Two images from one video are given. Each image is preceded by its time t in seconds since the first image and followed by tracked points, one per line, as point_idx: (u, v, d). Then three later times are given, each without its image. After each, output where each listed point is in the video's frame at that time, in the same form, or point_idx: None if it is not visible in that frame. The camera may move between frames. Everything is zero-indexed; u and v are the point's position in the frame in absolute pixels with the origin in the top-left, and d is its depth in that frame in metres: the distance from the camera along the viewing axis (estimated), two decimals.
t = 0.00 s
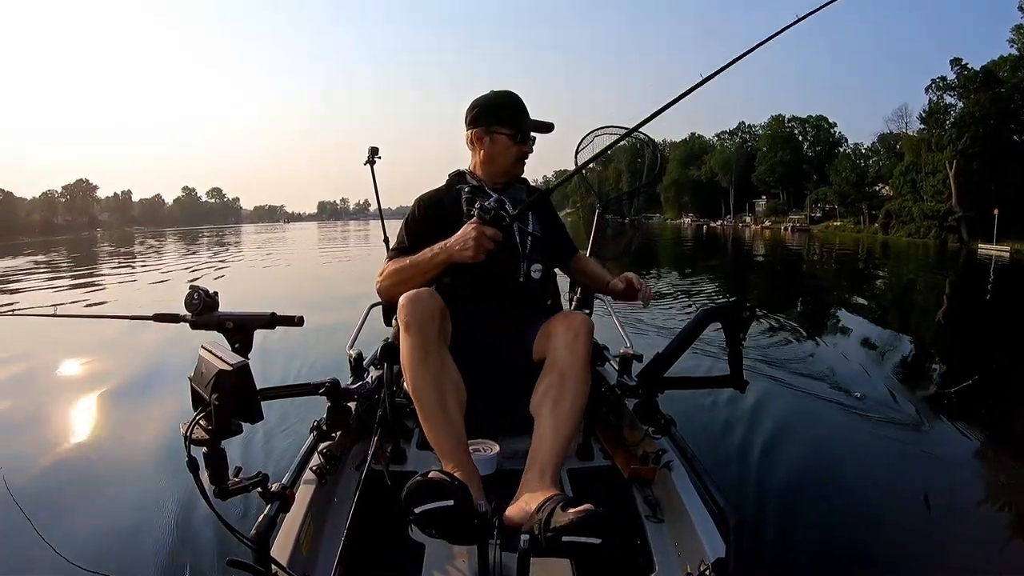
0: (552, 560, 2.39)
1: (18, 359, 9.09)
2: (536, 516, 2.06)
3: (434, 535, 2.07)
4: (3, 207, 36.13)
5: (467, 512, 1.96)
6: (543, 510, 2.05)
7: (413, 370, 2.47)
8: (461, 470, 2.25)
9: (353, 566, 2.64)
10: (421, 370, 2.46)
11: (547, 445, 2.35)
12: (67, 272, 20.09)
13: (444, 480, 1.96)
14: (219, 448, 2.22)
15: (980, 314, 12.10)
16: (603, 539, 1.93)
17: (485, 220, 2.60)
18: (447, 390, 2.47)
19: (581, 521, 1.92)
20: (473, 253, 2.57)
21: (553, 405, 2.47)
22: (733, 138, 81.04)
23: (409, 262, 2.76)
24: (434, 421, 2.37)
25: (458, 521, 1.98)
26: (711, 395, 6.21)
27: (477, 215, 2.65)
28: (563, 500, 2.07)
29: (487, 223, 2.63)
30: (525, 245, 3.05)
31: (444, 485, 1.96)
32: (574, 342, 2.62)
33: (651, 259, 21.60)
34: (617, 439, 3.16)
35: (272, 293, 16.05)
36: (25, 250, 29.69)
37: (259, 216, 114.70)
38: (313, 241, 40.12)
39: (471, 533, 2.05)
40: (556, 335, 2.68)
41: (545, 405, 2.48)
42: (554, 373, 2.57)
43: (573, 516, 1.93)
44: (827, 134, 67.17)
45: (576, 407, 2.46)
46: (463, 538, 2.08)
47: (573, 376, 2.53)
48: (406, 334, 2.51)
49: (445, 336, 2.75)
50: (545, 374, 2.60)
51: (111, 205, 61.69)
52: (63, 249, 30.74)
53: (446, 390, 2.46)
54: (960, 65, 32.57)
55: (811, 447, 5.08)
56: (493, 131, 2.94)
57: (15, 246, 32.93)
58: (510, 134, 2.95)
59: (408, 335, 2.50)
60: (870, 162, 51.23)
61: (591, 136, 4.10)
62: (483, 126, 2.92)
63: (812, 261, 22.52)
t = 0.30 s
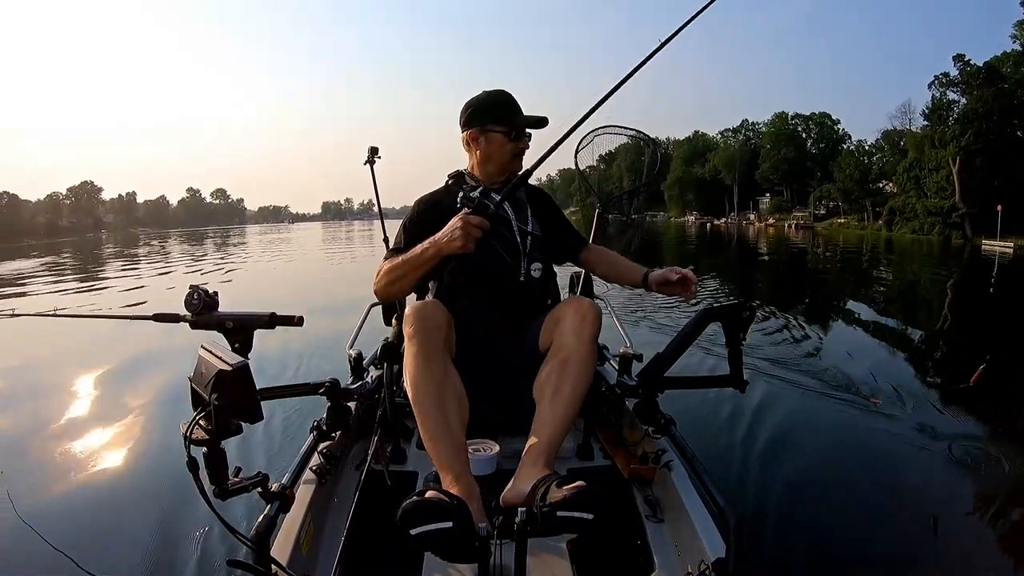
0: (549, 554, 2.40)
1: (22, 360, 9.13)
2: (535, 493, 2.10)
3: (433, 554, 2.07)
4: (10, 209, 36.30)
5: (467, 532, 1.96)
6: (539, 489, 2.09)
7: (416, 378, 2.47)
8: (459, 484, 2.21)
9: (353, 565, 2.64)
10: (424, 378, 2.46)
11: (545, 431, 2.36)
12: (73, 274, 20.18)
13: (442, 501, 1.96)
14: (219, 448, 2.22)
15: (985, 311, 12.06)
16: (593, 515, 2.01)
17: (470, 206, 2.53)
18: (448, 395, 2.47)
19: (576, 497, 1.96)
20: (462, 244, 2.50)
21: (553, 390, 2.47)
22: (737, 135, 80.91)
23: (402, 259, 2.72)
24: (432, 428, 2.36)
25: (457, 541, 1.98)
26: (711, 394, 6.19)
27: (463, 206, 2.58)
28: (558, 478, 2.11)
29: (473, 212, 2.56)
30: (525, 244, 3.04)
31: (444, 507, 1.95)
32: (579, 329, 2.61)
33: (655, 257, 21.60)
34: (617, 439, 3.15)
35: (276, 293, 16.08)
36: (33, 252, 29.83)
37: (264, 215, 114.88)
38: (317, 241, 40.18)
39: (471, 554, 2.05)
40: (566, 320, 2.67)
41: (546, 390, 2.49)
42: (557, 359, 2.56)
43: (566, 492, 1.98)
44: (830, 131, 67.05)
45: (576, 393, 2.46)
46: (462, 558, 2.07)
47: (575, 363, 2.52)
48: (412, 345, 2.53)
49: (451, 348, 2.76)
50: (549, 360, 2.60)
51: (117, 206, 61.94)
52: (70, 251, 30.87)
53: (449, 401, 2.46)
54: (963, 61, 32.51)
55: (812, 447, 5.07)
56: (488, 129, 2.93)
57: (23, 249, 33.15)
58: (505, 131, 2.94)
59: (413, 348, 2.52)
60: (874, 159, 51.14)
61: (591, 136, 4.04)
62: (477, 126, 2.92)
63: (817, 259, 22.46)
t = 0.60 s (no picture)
0: (550, 560, 2.39)
1: (27, 361, 9.17)
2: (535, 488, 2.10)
3: (433, 562, 2.07)
4: (16, 212, 36.45)
5: (468, 541, 1.96)
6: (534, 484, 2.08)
7: (414, 380, 2.48)
8: (456, 490, 2.21)
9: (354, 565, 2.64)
10: (421, 381, 2.46)
11: (544, 433, 2.36)
12: (78, 276, 20.23)
13: (441, 509, 1.96)
14: (220, 448, 2.22)
15: (989, 309, 12.00)
16: (592, 510, 2.00)
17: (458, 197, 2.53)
18: (445, 396, 2.47)
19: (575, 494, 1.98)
20: (454, 235, 2.50)
21: (551, 390, 2.46)
22: (741, 134, 80.76)
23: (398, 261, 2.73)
24: (429, 430, 2.36)
25: (458, 549, 1.99)
26: (712, 393, 6.18)
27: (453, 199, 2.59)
28: (557, 473, 2.12)
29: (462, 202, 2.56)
30: (525, 243, 3.04)
31: (444, 516, 1.95)
32: (578, 327, 2.59)
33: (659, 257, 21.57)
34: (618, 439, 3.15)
35: (279, 294, 16.09)
36: (39, 255, 29.93)
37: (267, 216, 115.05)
38: (321, 242, 40.23)
39: (472, 563, 2.05)
40: (565, 319, 2.67)
41: (545, 388, 2.48)
42: (555, 359, 2.56)
43: (568, 487, 1.99)
44: (834, 129, 66.92)
45: (575, 393, 2.45)
46: (463, 565, 2.08)
47: (573, 362, 2.51)
48: (410, 349, 2.54)
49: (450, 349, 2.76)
50: (548, 359, 2.59)
51: (122, 207, 62.11)
52: (76, 254, 30.98)
53: (447, 403, 2.46)
54: (966, 59, 32.43)
55: (814, 447, 5.05)
56: (484, 129, 2.93)
57: (30, 251, 33.28)
58: (500, 129, 2.94)
59: (411, 352, 2.53)
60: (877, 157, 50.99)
61: (591, 136, 4.09)
62: (472, 125, 2.92)
63: (821, 258, 22.39)
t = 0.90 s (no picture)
0: (551, 559, 2.38)
1: (30, 359, 9.19)
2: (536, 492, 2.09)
3: (433, 553, 2.07)
4: (22, 209, 36.53)
5: (469, 533, 1.96)
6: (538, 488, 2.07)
7: (410, 373, 2.47)
8: (454, 482, 2.20)
9: (354, 564, 2.65)
10: (417, 374, 2.46)
11: (543, 434, 2.35)
12: (82, 273, 20.28)
13: (442, 501, 1.95)
14: (219, 447, 2.22)
15: (993, 311, 11.96)
16: (594, 513, 1.98)
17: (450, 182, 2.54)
18: (442, 389, 2.47)
19: (577, 498, 1.96)
20: (450, 222, 2.49)
21: (551, 392, 2.46)
22: (745, 135, 80.62)
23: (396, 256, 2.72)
24: (427, 424, 2.36)
25: (459, 540, 1.98)
26: (712, 394, 6.17)
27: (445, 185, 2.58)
28: (559, 478, 2.10)
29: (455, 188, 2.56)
30: (524, 244, 3.03)
31: (445, 507, 1.95)
32: (576, 329, 2.59)
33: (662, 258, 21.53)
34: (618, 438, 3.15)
35: (282, 293, 16.10)
36: (44, 252, 30.01)
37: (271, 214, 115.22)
38: (325, 241, 40.25)
39: (472, 554, 2.05)
40: (563, 321, 2.66)
41: (544, 392, 2.47)
42: (555, 361, 2.55)
43: (569, 491, 1.97)
44: (838, 131, 66.77)
45: (573, 395, 2.45)
46: (463, 558, 2.07)
47: (572, 364, 2.51)
48: (404, 343, 2.53)
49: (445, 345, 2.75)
50: (547, 361, 2.59)
51: (126, 205, 62.24)
52: (80, 251, 31.05)
53: (443, 396, 2.45)
54: (970, 61, 32.35)
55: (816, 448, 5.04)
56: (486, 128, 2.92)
57: (35, 248, 33.37)
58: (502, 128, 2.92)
59: (406, 345, 2.52)
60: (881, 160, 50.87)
61: (591, 136, 4.09)
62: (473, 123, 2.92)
63: (825, 259, 22.33)
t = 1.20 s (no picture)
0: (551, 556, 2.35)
1: (33, 356, 9.20)
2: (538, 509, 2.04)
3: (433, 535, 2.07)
4: (28, 203, 36.61)
5: (470, 514, 1.96)
6: (542, 505, 2.02)
7: (404, 356, 2.44)
8: (453, 463, 2.23)
9: (353, 564, 2.64)
10: (413, 357, 2.44)
11: (542, 445, 2.33)
12: (87, 267, 20.32)
13: (446, 485, 1.94)
14: (219, 447, 2.22)
15: (997, 318, 11.89)
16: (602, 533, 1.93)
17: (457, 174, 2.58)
18: (436, 372, 2.45)
19: (582, 517, 1.90)
20: (457, 211, 2.51)
21: (549, 404, 2.44)
22: (750, 139, 80.51)
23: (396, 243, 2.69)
24: (424, 412, 2.36)
25: (459, 520, 1.98)
26: (713, 395, 6.15)
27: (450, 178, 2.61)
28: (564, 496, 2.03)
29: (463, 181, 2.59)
30: (524, 247, 3.01)
31: (447, 490, 1.94)
32: (569, 341, 2.58)
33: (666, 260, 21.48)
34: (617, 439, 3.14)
35: (285, 291, 16.10)
36: (49, 246, 30.03)
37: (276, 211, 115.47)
38: (330, 239, 40.27)
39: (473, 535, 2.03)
40: (554, 333, 2.64)
41: (541, 409, 2.45)
42: (550, 371, 2.54)
43: (574, 510, 1.91)
44: (843, 135, 66.63)
45: (571, 406, 2.44)
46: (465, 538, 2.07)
47: (569, 375, 2.49)
48: (398, 325, 2.49)
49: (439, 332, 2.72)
50: (542, 372, 2.57)
51: (132, 201, 62.34)
52: (86, 244, 31.09)
53: (438, 382, 2.44)
54: (976, 67, 32.25)
55: (817, 449, 5.01)
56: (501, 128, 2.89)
57: (41, 241, 33.46)
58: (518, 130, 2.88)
59: (399, 329, 2.48)
60: (886, 165, 50.75)
61: (591, 135, 4.05)
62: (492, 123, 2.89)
63: (829, 263, 22.28)
